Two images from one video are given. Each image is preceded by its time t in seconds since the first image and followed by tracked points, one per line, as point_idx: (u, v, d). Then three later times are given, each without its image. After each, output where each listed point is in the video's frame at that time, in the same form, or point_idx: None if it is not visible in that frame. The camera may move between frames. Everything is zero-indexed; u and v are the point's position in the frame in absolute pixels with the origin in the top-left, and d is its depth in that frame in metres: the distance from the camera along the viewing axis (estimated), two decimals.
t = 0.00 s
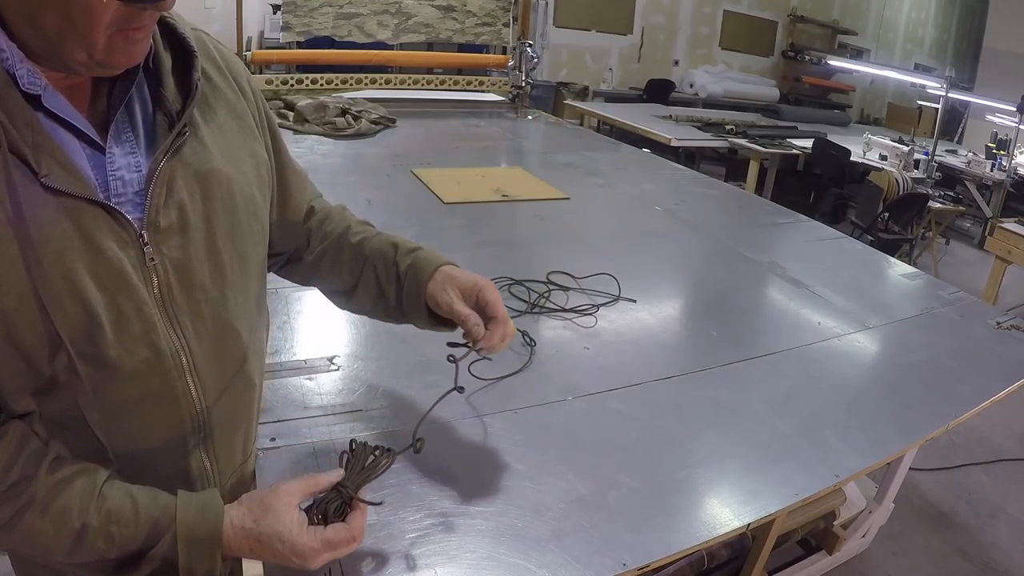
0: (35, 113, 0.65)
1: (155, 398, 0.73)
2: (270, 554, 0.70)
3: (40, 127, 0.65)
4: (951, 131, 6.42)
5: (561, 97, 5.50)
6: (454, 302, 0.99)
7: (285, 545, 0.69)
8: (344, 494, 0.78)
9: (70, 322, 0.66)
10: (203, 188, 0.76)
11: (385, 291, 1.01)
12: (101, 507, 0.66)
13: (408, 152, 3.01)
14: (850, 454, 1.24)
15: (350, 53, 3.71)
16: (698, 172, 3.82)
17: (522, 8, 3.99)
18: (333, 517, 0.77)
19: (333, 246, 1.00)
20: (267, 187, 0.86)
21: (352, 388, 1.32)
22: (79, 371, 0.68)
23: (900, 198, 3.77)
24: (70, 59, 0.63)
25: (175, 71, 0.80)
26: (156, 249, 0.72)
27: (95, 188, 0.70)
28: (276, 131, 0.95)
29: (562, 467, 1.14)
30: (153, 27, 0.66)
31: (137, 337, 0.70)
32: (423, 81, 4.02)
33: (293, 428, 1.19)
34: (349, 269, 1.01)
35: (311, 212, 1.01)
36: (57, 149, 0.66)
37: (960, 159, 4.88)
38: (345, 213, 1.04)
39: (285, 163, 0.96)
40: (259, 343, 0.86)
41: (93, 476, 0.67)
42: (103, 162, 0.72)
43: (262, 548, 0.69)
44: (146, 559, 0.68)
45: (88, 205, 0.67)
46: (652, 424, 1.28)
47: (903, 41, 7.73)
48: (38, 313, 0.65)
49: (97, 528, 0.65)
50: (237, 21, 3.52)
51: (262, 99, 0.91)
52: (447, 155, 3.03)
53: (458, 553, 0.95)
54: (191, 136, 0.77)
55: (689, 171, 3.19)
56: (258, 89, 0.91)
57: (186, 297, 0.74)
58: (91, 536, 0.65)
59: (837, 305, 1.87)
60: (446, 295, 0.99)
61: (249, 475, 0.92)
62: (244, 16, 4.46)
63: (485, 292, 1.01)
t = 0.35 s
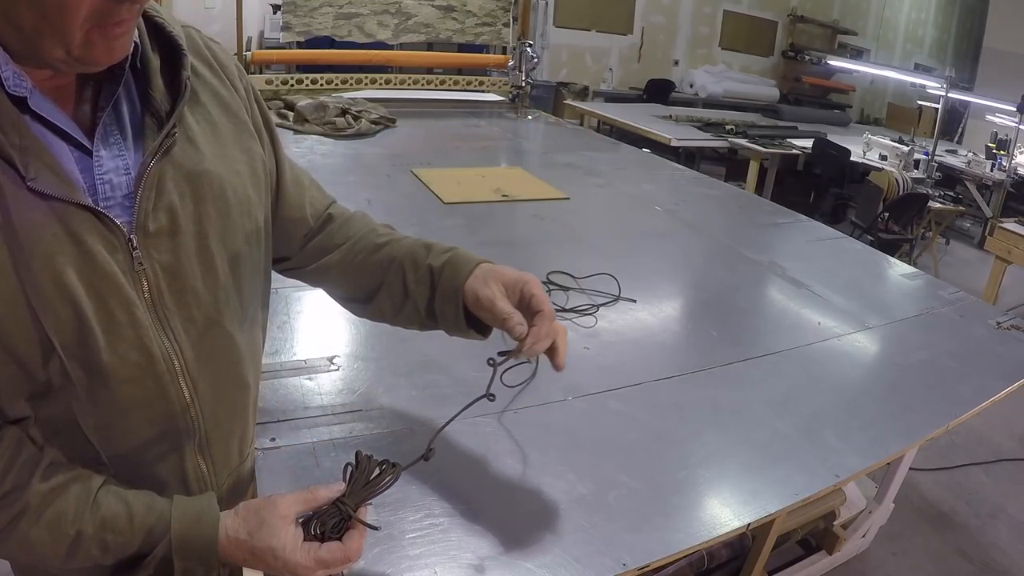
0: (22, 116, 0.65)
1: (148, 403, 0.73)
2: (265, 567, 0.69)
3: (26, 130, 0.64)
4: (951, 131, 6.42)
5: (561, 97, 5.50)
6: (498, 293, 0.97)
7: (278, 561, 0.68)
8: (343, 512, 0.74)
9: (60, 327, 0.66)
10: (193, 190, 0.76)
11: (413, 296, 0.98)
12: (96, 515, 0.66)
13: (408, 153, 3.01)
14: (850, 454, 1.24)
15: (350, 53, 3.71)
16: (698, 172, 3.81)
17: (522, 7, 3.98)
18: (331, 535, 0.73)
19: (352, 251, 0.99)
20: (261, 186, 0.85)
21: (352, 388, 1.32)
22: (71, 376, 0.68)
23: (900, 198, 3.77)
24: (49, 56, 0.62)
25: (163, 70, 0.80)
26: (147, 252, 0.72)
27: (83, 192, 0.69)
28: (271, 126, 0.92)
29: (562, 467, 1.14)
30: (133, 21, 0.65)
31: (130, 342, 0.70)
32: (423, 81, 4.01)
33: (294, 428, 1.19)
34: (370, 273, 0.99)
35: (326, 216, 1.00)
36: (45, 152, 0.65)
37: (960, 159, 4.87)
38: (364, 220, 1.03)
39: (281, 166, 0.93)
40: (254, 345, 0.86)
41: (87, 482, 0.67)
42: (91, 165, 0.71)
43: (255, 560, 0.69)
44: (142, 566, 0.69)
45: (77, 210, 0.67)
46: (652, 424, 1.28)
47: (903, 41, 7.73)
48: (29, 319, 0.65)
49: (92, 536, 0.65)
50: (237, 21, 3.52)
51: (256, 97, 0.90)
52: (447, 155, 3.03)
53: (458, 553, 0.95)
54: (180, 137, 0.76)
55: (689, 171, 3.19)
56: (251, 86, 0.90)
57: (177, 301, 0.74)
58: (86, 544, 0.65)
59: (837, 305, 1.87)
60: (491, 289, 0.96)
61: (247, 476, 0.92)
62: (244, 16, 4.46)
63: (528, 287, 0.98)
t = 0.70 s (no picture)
0: (17, 117, 0.65)
1: (140, 404, 0.73)
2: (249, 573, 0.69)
3: (21, 131, 0.64)
4: (951, 131, 6.42)
5: (561, 97, 5.50)
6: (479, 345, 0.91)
7: (260, 567, 0.68)
8: (330, 520, 0.73)
9: (51, 329, 0.66)
10: (188, 192, 0.76)
11: (374, 342, 0.94)
12: (82, 515, 0.66)
13: (408, 152, 3.01)
14: (850, 454, 1.24)
15: (350, 53, 3.71)
16: (698, 172, 3.82)
17: (522, 7, 3.98)
18: (317, 543, 0.72)
19: (321, 284, 0.96)
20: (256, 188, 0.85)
21: (352, 388, 1.32)
22: (63, 378, 0.68)
23: (900, 198, 3.76)
24: (81, 50, 0.65)
25: (159, 73, 0.80)
26: (139, 255, 0.72)
27: (78, 193, 0.69)
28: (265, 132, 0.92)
29: (562, 467, 1.14)
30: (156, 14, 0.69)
31: (121, 343, 0.70)
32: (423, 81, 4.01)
33: (293, 428, 1.19)
34: (337, 311, 0.95)
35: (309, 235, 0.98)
36: (40, 153, 0.65)
37: (960, 158, 4.87)
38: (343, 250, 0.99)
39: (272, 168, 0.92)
40: (249, 349, 0.86)
41: (74, 484, 0.67)
42: (86, 168, 0.71)
43: (240, 565, 0.69)
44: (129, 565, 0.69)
45: (72, 212, 0.67)
46: (653, 424, 1.28)
47: (903, 41, 7.73)
48: (22, 321, 0.65)
49: (78, 537, 0.65)
50: (237, 20, 3.52)
51: (250, 100, 0.90)
52: (447, 155, 3.03)
53: (458, 552, 0.95)
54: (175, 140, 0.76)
55: (689, 171, 3.19)
56: (245, 92, 0.90)
57: (170, 303, 0.74)
58: (72, 545, 0.65)
59: (837, 305, 1.87)
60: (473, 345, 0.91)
61: (243, 476, 0.92)
62: (244, 16, 4.46)
63: (503, 329, 0.92)
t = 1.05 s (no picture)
0: (22, 113, 0.65)
1: (142, 399, 0.73)
2: (243, 562, 0.69)
3: (25, 127, 0.65)
4: (951, 131, 6.42)
5: (561, 97, 5.51)
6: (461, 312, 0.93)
7: (256, 556, 0.68)
8: (326, 508, 0.75)
9: (54, 323, 0.66)
10: (191, 188, 0.75)
11: (386, 296, 0.97)
12: (78, 509, 0.66)
13: (408, 152, 3.01)
14: (850, 454, 1.24)
15: (350, 53, 3.71)
16: (698, 172, 3.82)
17: (522, 7, 3.98)
18: (312, 531, 0.73)
19: (338, 249, 0.98)
20: (256, 185, 0.85)
21: (352, 388, 1.32)
22: (66, 372, 0.68)
23: (899, 198, 3.77)
24: (70, 57, 0.65)
25: (161, 72, 0.80)
26: (143, 249, 0.71)
27: (82, 188, 0.69)
28: (266, 131, 0.92)
29: (562, 467, 1.14)
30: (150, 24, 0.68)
31: (124, 338, 0.70)
32: (423, 81, 4.01)
33: (293, 428, 1.19)
34: (354, 272, 0.98)
35: (320, 208, 1.00)
36: (44, 149, 0.65)
37: (960, 159, 4.87)
38: (354, 214, 1.02)
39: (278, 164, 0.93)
40: (251, 345, 0.85)
41: (71, 478, 0.67)
42: (90, 163, 0.71)
43: (234, 555, 0.69)
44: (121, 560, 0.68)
45: (75, 206, 0.67)
46: (653, 424, 1.28)
47: (903, 41, 7.73)
48: (24, 315, 0.65)
49: (74, 530, 0.65)
50: (237, 21, 3.52)
51: (252, 101, 0.90)
52: (447, 155, 3.03)
53: (458, 552, 0.95)
54: (177, 137, 0.76)
55: (689, 171, 3.19)
56: (247, 93, 0.90)
57: (174, 299, 0.74)
58: (67, 539, 0.65)
59: (837, 305, 1.87)
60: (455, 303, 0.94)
61: (243, 474, 0.92)
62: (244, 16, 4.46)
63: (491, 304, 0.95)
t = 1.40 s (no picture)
0: (28, 111, 0.65)
1: (146, 396, 0.73)
2: (244, 566, 0.70)
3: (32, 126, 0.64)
4: (951, 131, 6.42)
5: (561, 97, 5.51)
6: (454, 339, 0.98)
7: (256, 561, 0.68)
8: (326, 513, 0.75)
9: (59, 319, 0.66)
10: (196, 187, 0.76)
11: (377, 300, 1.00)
12: (80, 510, 0.66)
13: (408, 152, 3.01)
14: (850, 454, 1.24)
15: (350, 53, 3.71)
16: (698, 172, 3.82)
17: (522, 7, 3.98)
18: (312, 537, 0.74)
19: (338, 244, 1.00)
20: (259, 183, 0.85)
21: (352, 388, 1.32)
22: (71, 369, 0.68)
23: (899, 198, 3.76)
24: (61, 59, 0.63)
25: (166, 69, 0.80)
26: (149, 246, 0.72)
27: (88, 185, 0.69)
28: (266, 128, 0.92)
29: (562, 467, 1.14)
30: (145, 27, 0.66)
31: (129, 335, 0.70)
32: (423, 81, 4.01)
33: (293, 428, 1.19)
34: (353, 268, 1.01)
35: (318, 200, 1.01)
36: (50, 147, 0.65)
37: (960, 158, 4.87)
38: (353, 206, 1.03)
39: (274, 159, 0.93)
40: (254, 342, 0.85)
41: (74, 479, 0.67)
42: (96, 160, 0.71)
43: (235, 560, 0.69)
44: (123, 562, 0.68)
45: (82, 205, 0.67)
46: (653, 424, 1.28)
47: (903, 41, 7.73)
48: (30, 311, 0.65)
49: (76, 531, 0.65)
50: (237, 21, 3.52)
51: (254, 101, 0.90)
52: (447, 155, 3.03)
53: (458, 553, 0.95)
54: (182, 135, 0.76)
55: (689, 170, 3.19)
56: (251, 89, 0.90)
57: (179, 296, 0.74)
58: (70, 539, 0.65)
59: (837, 305, 1.87)
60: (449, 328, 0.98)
61: (245, 473, 0.90)
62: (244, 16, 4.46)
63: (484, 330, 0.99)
